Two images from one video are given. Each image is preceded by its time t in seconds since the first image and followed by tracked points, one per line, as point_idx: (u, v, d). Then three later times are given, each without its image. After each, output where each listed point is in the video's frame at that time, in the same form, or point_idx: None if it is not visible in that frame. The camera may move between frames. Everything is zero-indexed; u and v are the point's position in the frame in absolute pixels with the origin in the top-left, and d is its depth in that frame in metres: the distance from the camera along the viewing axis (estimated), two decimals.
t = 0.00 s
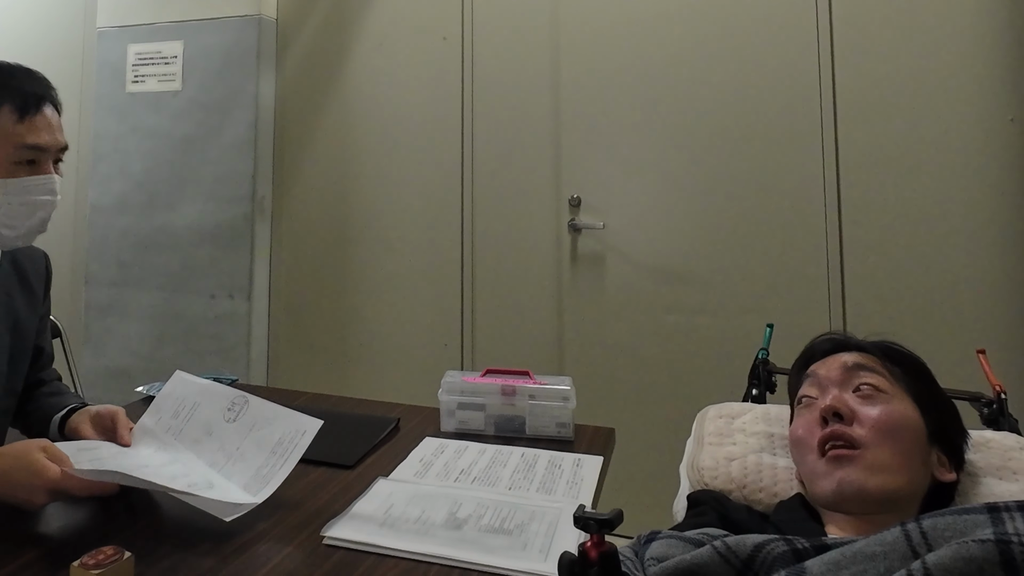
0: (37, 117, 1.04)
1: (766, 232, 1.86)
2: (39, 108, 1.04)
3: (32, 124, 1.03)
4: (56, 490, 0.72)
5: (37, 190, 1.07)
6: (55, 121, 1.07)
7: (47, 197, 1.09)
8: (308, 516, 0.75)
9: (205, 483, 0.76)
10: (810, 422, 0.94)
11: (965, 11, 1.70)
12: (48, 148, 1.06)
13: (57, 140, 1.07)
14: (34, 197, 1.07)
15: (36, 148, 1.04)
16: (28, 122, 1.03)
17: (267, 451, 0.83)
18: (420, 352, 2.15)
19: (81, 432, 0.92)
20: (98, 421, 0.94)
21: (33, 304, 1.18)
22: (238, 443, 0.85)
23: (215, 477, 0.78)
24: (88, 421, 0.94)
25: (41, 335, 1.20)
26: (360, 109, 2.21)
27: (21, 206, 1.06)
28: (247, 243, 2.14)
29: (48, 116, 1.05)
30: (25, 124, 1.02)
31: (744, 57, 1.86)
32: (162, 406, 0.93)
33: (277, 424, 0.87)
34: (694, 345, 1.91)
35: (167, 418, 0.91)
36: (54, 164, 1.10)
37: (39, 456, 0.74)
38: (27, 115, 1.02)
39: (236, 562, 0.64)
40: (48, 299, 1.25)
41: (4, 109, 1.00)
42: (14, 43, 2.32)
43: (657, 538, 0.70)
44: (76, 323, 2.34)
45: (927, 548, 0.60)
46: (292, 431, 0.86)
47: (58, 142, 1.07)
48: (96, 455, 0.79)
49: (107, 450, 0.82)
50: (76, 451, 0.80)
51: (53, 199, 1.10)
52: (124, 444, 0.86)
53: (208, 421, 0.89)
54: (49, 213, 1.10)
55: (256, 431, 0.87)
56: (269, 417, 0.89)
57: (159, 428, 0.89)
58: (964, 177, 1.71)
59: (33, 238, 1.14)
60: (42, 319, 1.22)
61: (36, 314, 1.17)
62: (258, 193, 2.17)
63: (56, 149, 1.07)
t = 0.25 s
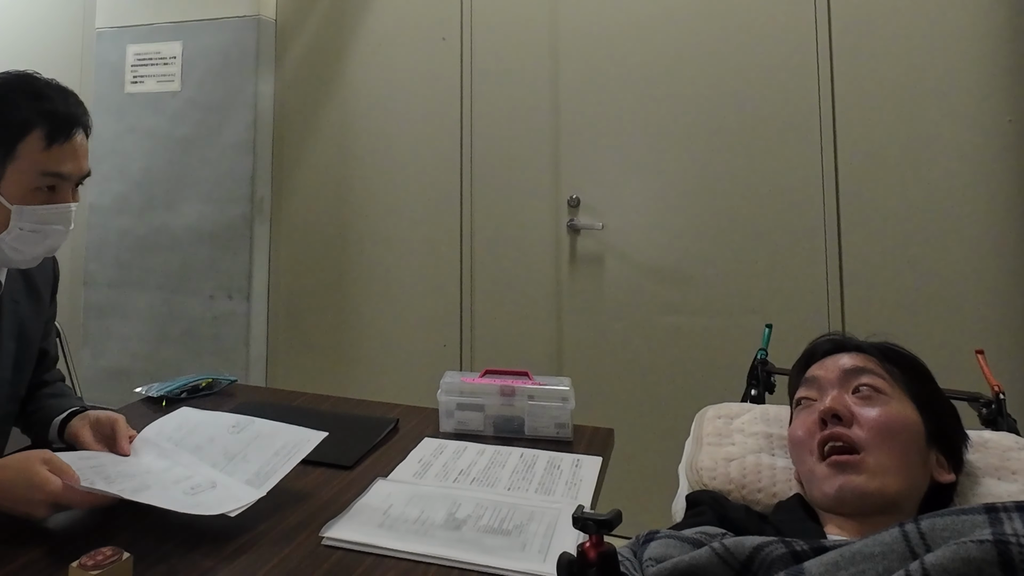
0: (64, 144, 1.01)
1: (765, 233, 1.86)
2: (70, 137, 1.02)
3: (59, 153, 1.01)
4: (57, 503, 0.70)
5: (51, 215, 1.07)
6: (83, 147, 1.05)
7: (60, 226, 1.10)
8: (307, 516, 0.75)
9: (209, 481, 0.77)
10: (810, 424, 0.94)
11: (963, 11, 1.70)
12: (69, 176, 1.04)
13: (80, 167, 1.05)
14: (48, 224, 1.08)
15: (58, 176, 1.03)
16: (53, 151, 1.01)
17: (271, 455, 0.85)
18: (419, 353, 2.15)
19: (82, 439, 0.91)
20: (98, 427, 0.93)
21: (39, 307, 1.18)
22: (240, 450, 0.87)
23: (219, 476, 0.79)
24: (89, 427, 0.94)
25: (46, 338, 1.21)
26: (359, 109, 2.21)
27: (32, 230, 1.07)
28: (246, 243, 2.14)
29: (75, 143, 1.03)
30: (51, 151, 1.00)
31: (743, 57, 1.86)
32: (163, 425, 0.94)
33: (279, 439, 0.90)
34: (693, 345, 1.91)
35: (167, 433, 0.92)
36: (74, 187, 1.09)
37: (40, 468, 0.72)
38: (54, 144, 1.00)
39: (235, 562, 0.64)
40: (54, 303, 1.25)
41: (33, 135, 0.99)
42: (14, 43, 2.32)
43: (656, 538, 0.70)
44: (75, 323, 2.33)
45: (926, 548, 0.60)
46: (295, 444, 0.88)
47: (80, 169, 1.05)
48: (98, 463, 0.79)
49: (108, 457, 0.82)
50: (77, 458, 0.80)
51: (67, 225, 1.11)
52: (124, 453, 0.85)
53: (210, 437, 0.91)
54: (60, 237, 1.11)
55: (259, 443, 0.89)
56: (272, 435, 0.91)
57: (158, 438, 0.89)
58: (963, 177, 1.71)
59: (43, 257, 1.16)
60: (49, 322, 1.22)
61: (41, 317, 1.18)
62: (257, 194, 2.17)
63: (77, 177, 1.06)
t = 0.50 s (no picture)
0: (28, 113, 1.04)
1: (764, 233, 1.86)
2: (31, 104, 1.04)
3: (24, 120, 1.03)
4: (49, 492, 0.71)
5: (32, 186, 1.06)
6: (47, 117, 1.07)
7: (44, 194, 1.08)
8: (306, 517, 0.75)
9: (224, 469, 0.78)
10: (808, 424, 0.94)
11: (961, 13, 1.70)
12: (42, 144, 1.05)
13: (50, 136, 1.07)
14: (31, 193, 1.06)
15: (30, 144, 1.04)
16: (19, 118, 1.02)
17: (281, 441, 0.86)
18: (418, 353, 2.15)
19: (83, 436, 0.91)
20: (99, 422, 0.94)
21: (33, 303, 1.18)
22: (249, 436, 0.87)
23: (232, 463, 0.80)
24: (90, 423, 0.93)
25: (41, 336, 1.20)
26: (358, 110, 2.21)
27: (17, 203, 1.05)
28: (245, 244, 2.14)
29: (39, 112, 1.05)
30: (18, 119, 1.02)
31: (741, 58, 1.86)
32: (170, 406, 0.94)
33: (288, 424, 0.91)
34: (692, 346, 1.91)
35: (168, 419, 0.91)
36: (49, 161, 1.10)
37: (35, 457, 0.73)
38: (18, 111, 1.02)
39: (233, 564, 0.64)
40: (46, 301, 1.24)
41: None
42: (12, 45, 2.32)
43: (654, 539, 0.70)
44: (73, 324, 2.33)
45: (924, 549, 0.60)
46: (302, 436, 0.87)
47: (51, 138, 1.07)
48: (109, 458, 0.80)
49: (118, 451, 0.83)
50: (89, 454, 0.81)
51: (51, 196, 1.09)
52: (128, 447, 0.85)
53: (213, 425, 0.90)
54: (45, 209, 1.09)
55: (267, 429, 0.89)
56: (279, 419, 0.92)
57: (160, 427, 0.88)
58: (961, 178, 1.71)
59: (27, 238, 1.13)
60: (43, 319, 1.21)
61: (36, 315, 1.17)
62: (256, 194, 2.17)
63: (50, 145, 1.07)
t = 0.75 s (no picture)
0: (26, 127, 0.97)
1: (763, 234, 1.86)
2: (29, 119, 0.98)
3: (20, 136, 0.97)
4: (40, 493, 0.71)
5: (16, 200, 1.02)
6: (43, 130, 1.01)
7: (23, 209, 1.04)
8: (305, 519, 0.75)
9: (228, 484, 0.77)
10: (808, 426, 0.94)
11: (961, 13, 1.70)
12: (31, 160, 1.00)
13: (42, 150, 1.01)
14: (10, 207, 1.02)
15: (19, 159, 0.99)
16: (13, 134, 0.96)
17: (281, 445, 0.84)
18: (417, 355, 2.15)
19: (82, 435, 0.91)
20: (99, 422, 0.94)
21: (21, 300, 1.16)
22: (249, 440, 0.86)
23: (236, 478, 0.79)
24: (89, 422, 0.94)
25: (31, 333, 1.18)
26: (358, 111, 2.21)
27: None
28: (244, 245, 2.14)
29: (36, 126, 0.99)
30: (13, 134, 0.96)
31: (741, 59, 1.87)
32: (159, 413, 0.93)
33: (282, 413, 0.87)
34: (691, 347, 1.91)
35: (168, 422, 0.92)
36: (35, 172, 1.05)
37: (29, 460, 0.73)
38: (14, 127, 0.96)
39: (231, 566, 0.64)
40: (33, 295, 1.23)
41: None
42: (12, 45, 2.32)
43: (654, 541, 0.70)
44: (72, 325, 2.33)
45: (924, 551, 0.60)
46: (298, 420, 0.86)
47: (42, 152, 1.01)
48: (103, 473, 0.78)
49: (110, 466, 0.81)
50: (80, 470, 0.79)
51: (30, 210, 1.05)
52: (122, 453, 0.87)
53: (213, 421, 0.90)
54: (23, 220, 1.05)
55: (264, 415, 0.88)
56: (272, 407, 0.89)
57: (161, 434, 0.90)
58: (960, 179, 1.71)
59: (9, 240, 1.10)
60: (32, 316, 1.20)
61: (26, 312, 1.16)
62: (256, 195, 2.17)
63: (39, 160, 1.02)
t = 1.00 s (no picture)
0: (19, 129, 0.97)
1: (762, 235, 1.86)
2: (25, 120, 0.98)
3: (14, 137, 0.97)
4: (33, 505, 0.68)
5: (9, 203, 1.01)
6: (39, 132, 1.01)
7: (19, 210, 1.03)
8: (302, 519, 0.74)
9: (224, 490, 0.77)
10: (806, 426, 0.94)
11: (960, 13, 1.70)
12: (26, 161, 1.00)
13: (36, 152, 1.01)
14: (5, 208, 1.01)
15: (13, 161, 0.98)
16: (8, 135, 0.96)
17: (280, 462, 0.85)
18: (417, 355, 2.15)
19: (76, 439, 0.90)
20: (93, 427, 0.93)
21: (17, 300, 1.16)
22: (247, 455, 0.87)
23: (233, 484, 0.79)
24: (82, 427, 0.93)
25: (27, 332, 1.18)
26: (357, 111, 2.21)
27: None
28: (243, 245, 2.14)
29: (30, 127, 0.99)
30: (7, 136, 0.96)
31: (740, 59, 1.87)
32: (156, 426, 0.94)
33: (285, 443, 0.90)
34: (691, 347, 1.91)
35: (164, 434, 0.92)
36: (30, 174, 1.04)
37: (20, 470, 0.71)
38: (9, 129, 0.96)
39: (229, 567, 0.64)
40: (31, 297, 1.23)
41: None
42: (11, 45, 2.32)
43: (651, 542, 0.70)
44: (71, 325, 2.33)
45: (921, 552, 0.60)
46: (302, 451, 0.88)
47: (36, 153, 1.01)
48: (96, 481, 0.77)
49: (104, 473, 0.80)
50: (73, 478, 0.77)
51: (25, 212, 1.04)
52: (116, 457, 0.86)
53: (212, 439, 0.91)
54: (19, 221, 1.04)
55: (267, 444, 0.90)
56: (275, 438, 0.92)
57: (157, 441, 0.90)
58: (959, 179, 1.71)
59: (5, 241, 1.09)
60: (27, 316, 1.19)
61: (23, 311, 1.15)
62: (255, 195, 2.16)
63: (33, 161, 1.01)
